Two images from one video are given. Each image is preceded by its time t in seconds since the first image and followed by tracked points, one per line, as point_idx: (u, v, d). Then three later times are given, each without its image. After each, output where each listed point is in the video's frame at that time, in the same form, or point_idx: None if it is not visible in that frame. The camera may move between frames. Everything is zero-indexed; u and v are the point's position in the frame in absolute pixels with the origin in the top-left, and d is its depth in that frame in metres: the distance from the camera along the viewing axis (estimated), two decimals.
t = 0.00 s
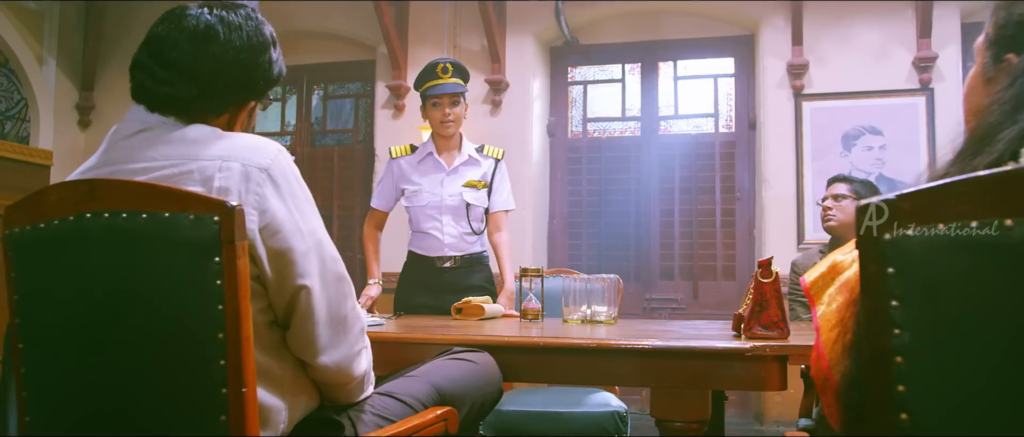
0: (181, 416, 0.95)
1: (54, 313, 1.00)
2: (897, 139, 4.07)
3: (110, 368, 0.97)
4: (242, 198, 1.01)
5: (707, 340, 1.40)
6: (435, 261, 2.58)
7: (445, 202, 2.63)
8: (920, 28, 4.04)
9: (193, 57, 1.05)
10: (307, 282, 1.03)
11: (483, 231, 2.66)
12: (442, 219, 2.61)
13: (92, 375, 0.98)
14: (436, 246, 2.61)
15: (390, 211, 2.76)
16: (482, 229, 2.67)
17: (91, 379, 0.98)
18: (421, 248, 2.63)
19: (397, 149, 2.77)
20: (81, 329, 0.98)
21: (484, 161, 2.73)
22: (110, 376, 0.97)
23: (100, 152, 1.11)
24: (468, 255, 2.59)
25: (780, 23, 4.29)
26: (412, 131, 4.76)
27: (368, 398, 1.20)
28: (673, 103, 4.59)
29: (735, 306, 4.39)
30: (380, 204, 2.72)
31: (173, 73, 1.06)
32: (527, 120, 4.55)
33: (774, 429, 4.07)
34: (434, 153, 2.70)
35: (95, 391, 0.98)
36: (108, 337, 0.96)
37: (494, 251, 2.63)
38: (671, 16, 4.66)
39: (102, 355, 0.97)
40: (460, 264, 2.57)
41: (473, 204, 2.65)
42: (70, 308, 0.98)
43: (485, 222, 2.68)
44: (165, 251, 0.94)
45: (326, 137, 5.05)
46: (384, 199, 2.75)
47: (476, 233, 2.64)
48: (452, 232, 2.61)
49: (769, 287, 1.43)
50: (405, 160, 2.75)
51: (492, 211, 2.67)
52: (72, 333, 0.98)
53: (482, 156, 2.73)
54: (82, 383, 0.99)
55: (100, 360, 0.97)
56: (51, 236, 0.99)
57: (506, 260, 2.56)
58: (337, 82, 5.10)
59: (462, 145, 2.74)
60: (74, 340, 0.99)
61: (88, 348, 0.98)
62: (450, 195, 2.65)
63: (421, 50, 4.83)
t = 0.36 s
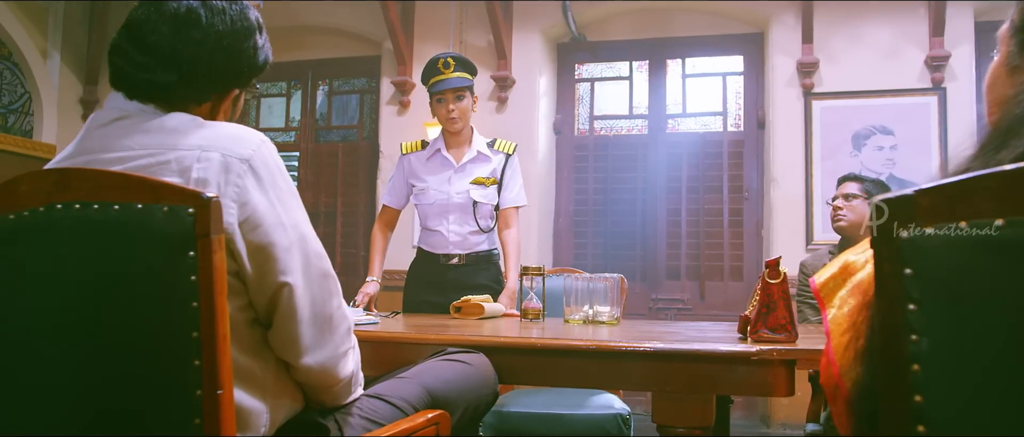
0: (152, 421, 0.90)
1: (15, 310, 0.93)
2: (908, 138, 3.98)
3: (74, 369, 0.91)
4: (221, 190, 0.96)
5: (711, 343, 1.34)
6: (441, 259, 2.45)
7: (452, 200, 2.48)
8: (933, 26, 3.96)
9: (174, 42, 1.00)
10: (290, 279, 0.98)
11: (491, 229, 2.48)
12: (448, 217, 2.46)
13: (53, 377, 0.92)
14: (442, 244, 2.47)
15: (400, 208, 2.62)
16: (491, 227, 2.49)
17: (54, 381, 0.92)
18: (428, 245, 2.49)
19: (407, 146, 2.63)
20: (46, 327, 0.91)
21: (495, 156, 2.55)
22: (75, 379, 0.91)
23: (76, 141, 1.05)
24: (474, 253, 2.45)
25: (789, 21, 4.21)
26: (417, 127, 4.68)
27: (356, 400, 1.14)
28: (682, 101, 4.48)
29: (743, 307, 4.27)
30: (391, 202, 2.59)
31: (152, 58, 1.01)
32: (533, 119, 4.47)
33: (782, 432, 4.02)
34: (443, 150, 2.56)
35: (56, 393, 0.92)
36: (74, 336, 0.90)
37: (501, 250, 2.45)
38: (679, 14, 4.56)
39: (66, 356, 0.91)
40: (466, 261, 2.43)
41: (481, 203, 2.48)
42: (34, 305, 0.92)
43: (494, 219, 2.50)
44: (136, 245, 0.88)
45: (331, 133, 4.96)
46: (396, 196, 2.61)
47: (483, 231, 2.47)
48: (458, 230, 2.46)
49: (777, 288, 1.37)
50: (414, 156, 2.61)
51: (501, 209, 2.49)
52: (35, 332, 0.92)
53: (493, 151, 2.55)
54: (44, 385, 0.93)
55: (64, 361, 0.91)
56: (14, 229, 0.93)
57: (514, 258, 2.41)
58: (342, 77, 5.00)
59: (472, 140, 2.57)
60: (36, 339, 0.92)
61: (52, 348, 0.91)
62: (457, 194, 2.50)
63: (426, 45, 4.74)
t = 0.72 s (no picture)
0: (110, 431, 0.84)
1: None
2: (919, 144, 3.90)
3: (34, 372, 0.85)
4: (187, 186, 0.90)
5: (711, 352, 1.27)
6: (441, 260, 2.35)
7: (454, 199, 2.39)
8: (943, 29, 3.87)
9: (148, 27, 0.93)
10: (260, 281, 0.92)
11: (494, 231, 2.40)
12: (451, 217, 2.38)
13: (13, 380, 0.87)
14: (442, 244, 2.38)
15: (405, 209, 2.52)
16: (494, 230, 2.41)
17: (12, 385, 0.87)
18: (428, 245, 2.40)
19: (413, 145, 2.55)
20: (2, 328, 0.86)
21: (501, 157, 2.47)
22: (35, 383, 0.86)
23: (40, 131, 1.00)
24: (476, 254, 2.35)
25: (797, 23, 4.11)
26: (420, 128, 4.57)
27: (335, 408, 1.07)
28: (687, 104, 4.40)
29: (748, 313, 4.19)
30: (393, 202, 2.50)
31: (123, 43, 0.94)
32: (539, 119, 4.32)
33: None
34: (447, 149, 2.47)
35: (17, 397, 0.87)
36: (33, 338, 0.85)
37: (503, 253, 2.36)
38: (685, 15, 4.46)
39: (24, 359, 0.86)
40: (467, 263, 2.33)
41: (484, 204, 2.39)
42: None
43: (497, 221, 2.42)
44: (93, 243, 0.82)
45: (333, 132, 4.87)
46: (400, 195, 2.53)
47: (486, 233, 2.38)
48: (460, 231, 2.37)
49: (780, 295, 1.31)
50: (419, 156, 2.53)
51: (505, 211, 2.40)
52: None
53: (499, 152, 2.47)
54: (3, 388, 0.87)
55: (24, 363, 0.86)
56: None
57: (514, 262, 2.32)
58: (345, 77, 4.92)
59: (479, 140, 2.48)
60: None
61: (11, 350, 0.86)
62: (461, 193, 2.40)
63: (429, 45, 4.65)
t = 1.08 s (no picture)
0: None
1: None
2: (927, 148, 3.83)
3: None
4: (157, 183, 0.85)
5: (711, 360, 1.22)
6: (441, 260, 2.29)
7: (456, 199, 2.34)
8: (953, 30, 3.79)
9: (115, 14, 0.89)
10: (233, 284, 0.87)
11: (496, 233, 2.35)
12: (453, 217, 2.32)
13: None
14: (442, 244, 2.33)
15: (408, 208, 2.47)
16: (496, 232, 2.36)
17: None
18: (428, 246, 2.35)
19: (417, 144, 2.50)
20: None
21: (505, 158, 2.41)
22: None
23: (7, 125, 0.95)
24: (477, 256, 2.30)
25: (804, 23, 4.04)
26: (423, 129, 4.48)
27: (315, 416, 1.02)
28: (693, 105, 4.30)
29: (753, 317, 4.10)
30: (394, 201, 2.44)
31: (91, 31, 0.90)
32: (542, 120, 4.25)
33: None
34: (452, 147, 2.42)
35: None
36: None
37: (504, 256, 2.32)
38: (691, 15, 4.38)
39: None
40: (467, 264, 2.28)
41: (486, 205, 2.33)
42: None
43: (499, 223, 2.36)
44: (54, 241, 0.77)
45: (336, 132, 4.81)
46: (402, 194, 2.48)
47: (488, 234, 2.33)
48: (462, 232, 2.31)
49: (784, 301, 1.25)
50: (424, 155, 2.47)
51: (508, 213, 2.35)
52: None
53: (504, 153, 2.41)
54: None
55: None
56: None
57: (514, 264, 2.27)
58: (348, 77, 4.85)
59: (484, 140, 2.42)
60: None
61: None
62: (463, 193, 2.35)
63: (432, 45, 4.57)
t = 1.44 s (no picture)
0: None
1: None
2: (944, 144, 3.74)
3: None
4: (129, 176, 0.80)
5: (724, 364, 1.16)
6: (447, 261, 2.23)
7: (465, 197, 2.28)
8: (972, 25, 3.69)
9: None
10: (211, 284, 0.82)
11: (503, 232, 2.29)
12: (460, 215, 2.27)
13: None
14: (449, 243, 2.27)
15: (414, 205, 2.40)
16: (503, 231, 2.30)
17: None
18: (435, 245, 2.28)
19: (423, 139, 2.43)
20: None
21: (515, 156, 2.35)
22: None
23: None
24: (484, 256, 2.24)
25: (818, 19, 3.95)
26: (431, 127, 4.39)
27: (304, 424, 0.97)
28: (705, 102, 4.22)
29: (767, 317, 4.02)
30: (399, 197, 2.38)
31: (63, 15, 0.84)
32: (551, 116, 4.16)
33: None
34: (461, 145, 2.36)
35: None
36: None
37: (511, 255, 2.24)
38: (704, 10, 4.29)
39: None
40: (474, 264, 2.22)
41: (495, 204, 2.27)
42: None
43: (507, 222, 2.31)
44: (15, 237, 0.72)
45: (344, 130, 4.72)
46: (409, 190, 2.42)
47: (495, 234, 2.27)
48: (469, 231, 2.25)
49: (801, 302, 1.19)
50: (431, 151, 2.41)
51: (516, 212, 2.30)
52: None
53: (514, 151, 2.35)
54: None
55: None
56: None
57: (521, 264, 2.19)
58: (356, 74, 4.76)
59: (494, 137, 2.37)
60: None
61: None
62: (472, 191, 2.30)
63: (441, 41, 4.47)
